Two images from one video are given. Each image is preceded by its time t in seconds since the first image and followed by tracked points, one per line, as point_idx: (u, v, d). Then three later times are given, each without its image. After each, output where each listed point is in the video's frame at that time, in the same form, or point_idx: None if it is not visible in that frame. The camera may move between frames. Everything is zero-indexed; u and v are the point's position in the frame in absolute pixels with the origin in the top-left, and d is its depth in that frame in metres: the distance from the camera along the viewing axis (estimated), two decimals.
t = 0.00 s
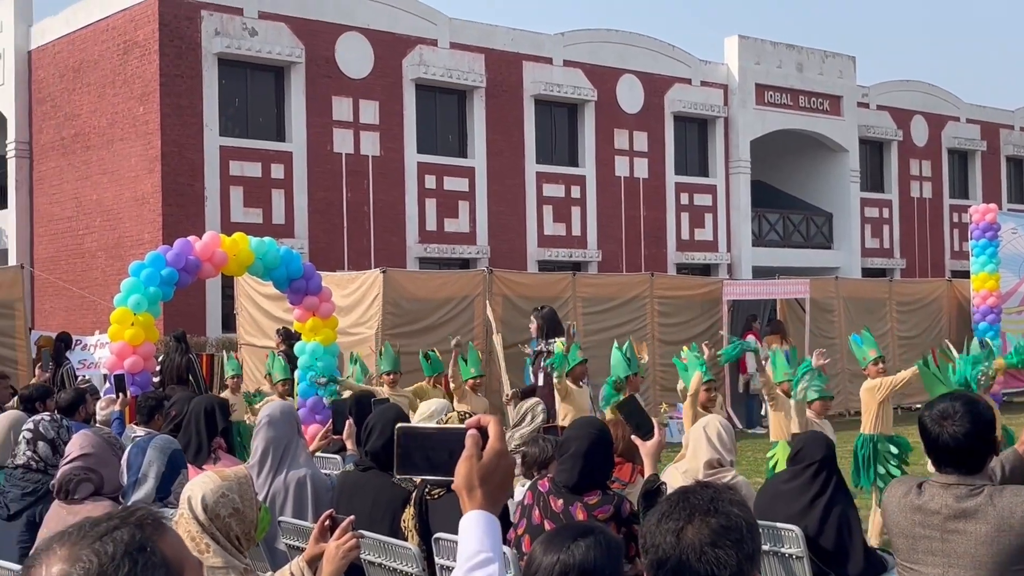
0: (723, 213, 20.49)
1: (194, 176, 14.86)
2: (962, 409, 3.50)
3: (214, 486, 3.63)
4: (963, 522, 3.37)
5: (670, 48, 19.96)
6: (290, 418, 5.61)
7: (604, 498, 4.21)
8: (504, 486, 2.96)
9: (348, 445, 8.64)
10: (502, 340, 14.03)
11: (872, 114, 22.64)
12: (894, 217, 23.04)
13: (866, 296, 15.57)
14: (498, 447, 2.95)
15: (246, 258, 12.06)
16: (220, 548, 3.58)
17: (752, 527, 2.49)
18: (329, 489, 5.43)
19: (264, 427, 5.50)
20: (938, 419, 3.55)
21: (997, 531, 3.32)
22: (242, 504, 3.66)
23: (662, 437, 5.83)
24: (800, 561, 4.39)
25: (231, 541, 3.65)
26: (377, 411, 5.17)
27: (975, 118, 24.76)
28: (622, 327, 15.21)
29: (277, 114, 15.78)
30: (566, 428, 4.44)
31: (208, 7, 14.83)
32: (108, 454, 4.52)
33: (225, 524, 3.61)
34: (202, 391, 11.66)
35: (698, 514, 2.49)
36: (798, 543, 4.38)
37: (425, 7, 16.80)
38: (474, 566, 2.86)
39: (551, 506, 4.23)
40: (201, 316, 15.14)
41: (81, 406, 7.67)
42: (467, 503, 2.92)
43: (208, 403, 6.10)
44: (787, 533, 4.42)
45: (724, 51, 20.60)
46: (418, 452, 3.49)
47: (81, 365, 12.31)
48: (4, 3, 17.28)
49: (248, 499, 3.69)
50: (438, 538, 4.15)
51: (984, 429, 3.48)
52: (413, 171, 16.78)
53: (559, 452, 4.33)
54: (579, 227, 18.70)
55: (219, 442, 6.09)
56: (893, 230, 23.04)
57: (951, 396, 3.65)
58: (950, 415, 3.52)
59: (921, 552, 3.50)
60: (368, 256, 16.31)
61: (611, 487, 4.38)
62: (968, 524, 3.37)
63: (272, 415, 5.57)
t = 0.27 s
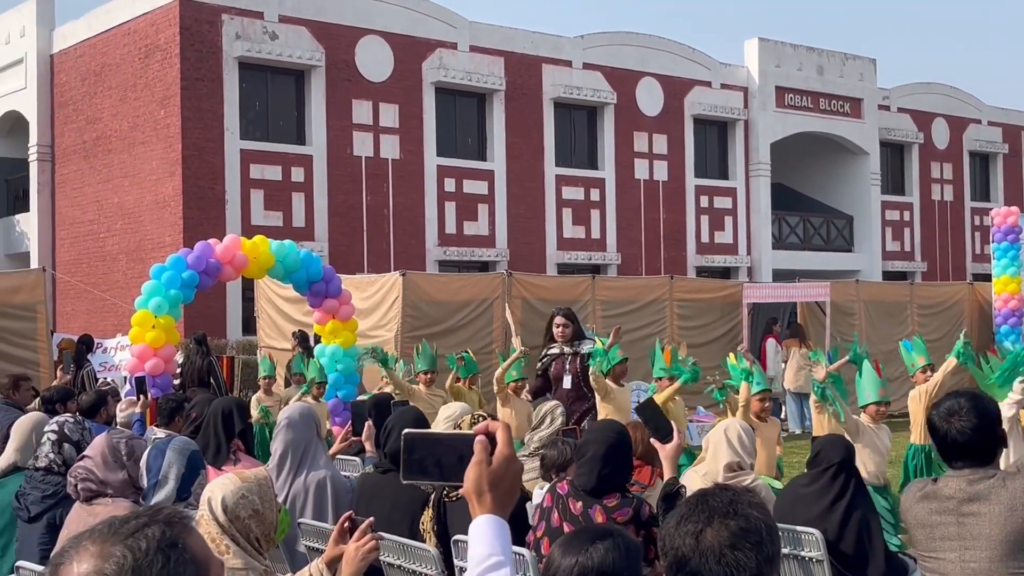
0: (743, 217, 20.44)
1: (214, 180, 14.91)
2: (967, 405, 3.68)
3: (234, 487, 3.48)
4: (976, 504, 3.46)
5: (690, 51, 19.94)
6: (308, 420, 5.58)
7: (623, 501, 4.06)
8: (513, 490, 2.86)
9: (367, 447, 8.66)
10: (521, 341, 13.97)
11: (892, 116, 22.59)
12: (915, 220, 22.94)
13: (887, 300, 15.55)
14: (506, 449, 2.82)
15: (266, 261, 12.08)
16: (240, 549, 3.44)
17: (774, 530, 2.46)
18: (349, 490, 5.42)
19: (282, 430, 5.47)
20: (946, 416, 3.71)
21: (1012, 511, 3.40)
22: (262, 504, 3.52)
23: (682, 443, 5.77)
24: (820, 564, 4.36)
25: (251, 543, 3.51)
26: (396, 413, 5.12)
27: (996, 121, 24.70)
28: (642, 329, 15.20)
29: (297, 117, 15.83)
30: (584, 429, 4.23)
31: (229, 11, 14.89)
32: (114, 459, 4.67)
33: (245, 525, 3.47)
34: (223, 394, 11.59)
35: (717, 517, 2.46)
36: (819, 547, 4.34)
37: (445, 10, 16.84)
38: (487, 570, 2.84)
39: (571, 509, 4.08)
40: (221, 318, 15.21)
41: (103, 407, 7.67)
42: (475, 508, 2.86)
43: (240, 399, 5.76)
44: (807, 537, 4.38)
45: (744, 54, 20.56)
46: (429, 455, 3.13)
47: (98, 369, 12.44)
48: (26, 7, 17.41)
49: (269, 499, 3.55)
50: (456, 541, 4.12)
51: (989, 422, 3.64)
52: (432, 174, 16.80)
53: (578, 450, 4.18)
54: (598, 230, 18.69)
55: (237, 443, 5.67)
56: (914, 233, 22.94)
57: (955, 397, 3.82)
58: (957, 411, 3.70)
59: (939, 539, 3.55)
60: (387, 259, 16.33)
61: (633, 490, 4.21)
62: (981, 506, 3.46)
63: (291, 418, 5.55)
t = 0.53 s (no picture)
0: (755, 219, 20.42)
1: (227, 182, 14.95)
2: (981, 345, 3.52)
3: (246, 488, 3.48)
4: (987, 449, 3.33)
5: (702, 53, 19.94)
6: (318, 423, 5.55)
7: (635, 503, 4.03)
8: (518, 492, 2.86)
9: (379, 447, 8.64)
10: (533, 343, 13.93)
11: (905, 119, 22.55)
12: (928, 223, 22.88)
13: (900, 303, 15.53)
14: (512, 453, 2.84)
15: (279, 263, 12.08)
16: (253, 550, 3.44)
17: (784, 531, 2.45)
18: (361, 492, 5.43)
19: (293, 433, 5.44)
20: (959, 357, 3.55)
21: None
22: (274, 506, 3.51)
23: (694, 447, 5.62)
24: (832, 567, 4.38)
25: (263, 544, 3.51)
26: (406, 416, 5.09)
27: (1010, 123, 24.67)
28: (655, 333, 15.17)
29: (310, 119, 15.87)
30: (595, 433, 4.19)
31: (242, 14, 14.94)
32: (123, 460, 4.77)
33: (257, 527, 3.47)
34: (236, 396, 11.65)
35: (728, 518, 2.45)
36: (831, 549, 4.37)
37: (458, 13, 16.86)
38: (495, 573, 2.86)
39: (582, 512, 4.05)
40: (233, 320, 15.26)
41: (116, 408, 7.68)
42: (481, 511, 2.84)
43: (257, 401, 5.58)
44: (819, 539, 4.41)
45: (756, 56, 20.54)
46: (434, 455, 3.03)
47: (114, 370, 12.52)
48: (40, 11, 17.48)
49: (281, 500, 3.55)
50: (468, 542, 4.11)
51: (1004, 366, 3.49)
52: (444, 176, 16.82)
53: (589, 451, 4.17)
54: (610, 232, 18.69)
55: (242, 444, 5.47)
56: (926, 236, 22.88)
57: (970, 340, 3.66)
58: (968, 352, 3.53)
59: (950, 485, 3.41)
60: (400, 261, 16.35)
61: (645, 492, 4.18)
62: (993, 450, 3.32)
63: (301, 420, 5.51)
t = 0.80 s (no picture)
0: (759, 222, 20.41)
1: (232, 185, 14.97)
2: (993, 271, 3.43)
3: (249, 491, 3.48)
4: (993, 378, 3.29)
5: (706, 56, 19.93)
6: (321, 424, 5.55)
7: (639, 506, 4.01)
8: (520, 491, 2.82)
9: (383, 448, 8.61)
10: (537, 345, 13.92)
11: (910, 121, 22.52)
12: (933, 226, 22.85)
13: (905, 305, 15.51)
14: (513, 450, 2.80)
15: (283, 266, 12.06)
16: (256, 553, 3.45)
17: (781, 535, 2.43)
18: (365, 493, 5.42)
19: (296, 434, 5.44)
20: (971, 282, 3.48)
21: None
22: (277, 509, 3.50)
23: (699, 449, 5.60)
24: (836, 570, 4.27)
25: (266, 546, 3.50)
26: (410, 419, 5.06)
27: (1015, 126, 24.66)
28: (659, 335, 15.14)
29: (314, 122, 15.88)
30: (600, 434, 4.18)
31: (247, 16, 14.96)
32: (128, 462, 4.79)
33: (260, 530, 3.46)
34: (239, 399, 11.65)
35: (723, 522, 2.44)
36: (835, 553, 4.26)
37: (462, 15, 16.88)
38: (494, 569, 2.76)
39: (585, 515, 4.04)
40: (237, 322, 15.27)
41: (120, 411, 7.67)
42: (481, 508, 2.79)
43: (260, 404, 5.55)
44: (823, 542, 4.31)
45: (761, 59, 20.54)
46: (440, 449, 3.06)
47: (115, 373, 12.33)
48: (45, 13, 17.51)
49: (284, 502, 3.54)
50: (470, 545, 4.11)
51: (1017, 294, 3.41)
52: (448, 179, 16.83)
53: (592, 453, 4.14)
54: (615, 234, 18.68)
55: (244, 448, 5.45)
56: (931, 238, 22.85)
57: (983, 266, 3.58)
58: (979, 276, 3.46)
59: (954, 412, 3.39)
60: (404, 263, 16.35)
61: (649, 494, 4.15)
62: (997, 379, 3.29)
63: (304, 421, 5.52)
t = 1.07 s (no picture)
0: (759, 225, 20.41)
1: (231, 188, 14.96)
2: (1004, 244, 3.53)
3: (249, 495, 3.47)
4: (999, 353, 3.41)
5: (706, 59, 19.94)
6: (320, 427, 5.57)
7: (639, 509, 3.97)
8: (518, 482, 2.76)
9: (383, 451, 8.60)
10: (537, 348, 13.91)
11: (909, 125, 22.53)
12: (932, 229, 22.86)
13: (905, 309, 15.52)
14: (510, 442, 2.75)
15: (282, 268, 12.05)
16: (256, 556, 3.43)
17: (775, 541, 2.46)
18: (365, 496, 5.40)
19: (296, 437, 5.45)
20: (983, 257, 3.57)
21: None
22: (276, 512, 3.49)
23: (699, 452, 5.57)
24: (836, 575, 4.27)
25: (266, 550, 3.49)
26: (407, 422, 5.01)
27: (1014, 129, 24.68)
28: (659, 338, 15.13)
29: (313, 125, 15.88)
30: (599, 437, 4.08)
31: (246, 19, 14.96)
32: (129, 465, 4.77)
33: (259, 533, 3.45)
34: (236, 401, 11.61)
35: (715, 529, 2.50)
36: (835, 556, 4.26)
37: (461, 18, 16.88)
38: (489, 563, 2.74)
39: (584, 518, 4.04)
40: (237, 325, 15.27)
41: (119, 413, 7.66)
42: (478, 501, 2.74)
43: (258, 408, 5.51)
44: (823, 546, 4.30)
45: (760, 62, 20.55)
46: (441, 443, 3.05)
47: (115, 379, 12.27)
48: (44, 16, 17.50)
49: (284, 506, 3.53)
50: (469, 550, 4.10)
51: None
52: (448, 181, 16.83)
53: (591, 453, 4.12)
54: (614, 237, 18.69)
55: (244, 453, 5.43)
56: (930, 242, 22.86)
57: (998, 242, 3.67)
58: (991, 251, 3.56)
59: (960, 386, 3.51)
60: (403, 266, 16.35)
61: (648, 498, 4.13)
62: (1003, 355, 3.40)
63: (304, 425, 5.53)
